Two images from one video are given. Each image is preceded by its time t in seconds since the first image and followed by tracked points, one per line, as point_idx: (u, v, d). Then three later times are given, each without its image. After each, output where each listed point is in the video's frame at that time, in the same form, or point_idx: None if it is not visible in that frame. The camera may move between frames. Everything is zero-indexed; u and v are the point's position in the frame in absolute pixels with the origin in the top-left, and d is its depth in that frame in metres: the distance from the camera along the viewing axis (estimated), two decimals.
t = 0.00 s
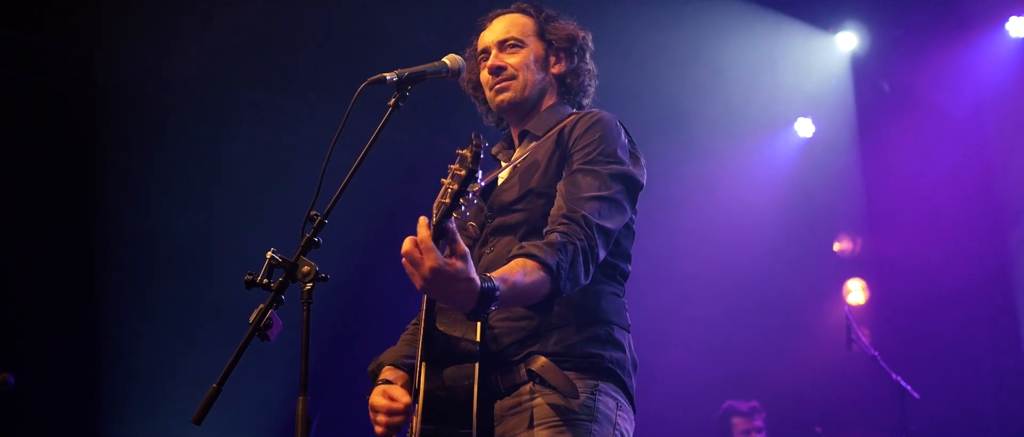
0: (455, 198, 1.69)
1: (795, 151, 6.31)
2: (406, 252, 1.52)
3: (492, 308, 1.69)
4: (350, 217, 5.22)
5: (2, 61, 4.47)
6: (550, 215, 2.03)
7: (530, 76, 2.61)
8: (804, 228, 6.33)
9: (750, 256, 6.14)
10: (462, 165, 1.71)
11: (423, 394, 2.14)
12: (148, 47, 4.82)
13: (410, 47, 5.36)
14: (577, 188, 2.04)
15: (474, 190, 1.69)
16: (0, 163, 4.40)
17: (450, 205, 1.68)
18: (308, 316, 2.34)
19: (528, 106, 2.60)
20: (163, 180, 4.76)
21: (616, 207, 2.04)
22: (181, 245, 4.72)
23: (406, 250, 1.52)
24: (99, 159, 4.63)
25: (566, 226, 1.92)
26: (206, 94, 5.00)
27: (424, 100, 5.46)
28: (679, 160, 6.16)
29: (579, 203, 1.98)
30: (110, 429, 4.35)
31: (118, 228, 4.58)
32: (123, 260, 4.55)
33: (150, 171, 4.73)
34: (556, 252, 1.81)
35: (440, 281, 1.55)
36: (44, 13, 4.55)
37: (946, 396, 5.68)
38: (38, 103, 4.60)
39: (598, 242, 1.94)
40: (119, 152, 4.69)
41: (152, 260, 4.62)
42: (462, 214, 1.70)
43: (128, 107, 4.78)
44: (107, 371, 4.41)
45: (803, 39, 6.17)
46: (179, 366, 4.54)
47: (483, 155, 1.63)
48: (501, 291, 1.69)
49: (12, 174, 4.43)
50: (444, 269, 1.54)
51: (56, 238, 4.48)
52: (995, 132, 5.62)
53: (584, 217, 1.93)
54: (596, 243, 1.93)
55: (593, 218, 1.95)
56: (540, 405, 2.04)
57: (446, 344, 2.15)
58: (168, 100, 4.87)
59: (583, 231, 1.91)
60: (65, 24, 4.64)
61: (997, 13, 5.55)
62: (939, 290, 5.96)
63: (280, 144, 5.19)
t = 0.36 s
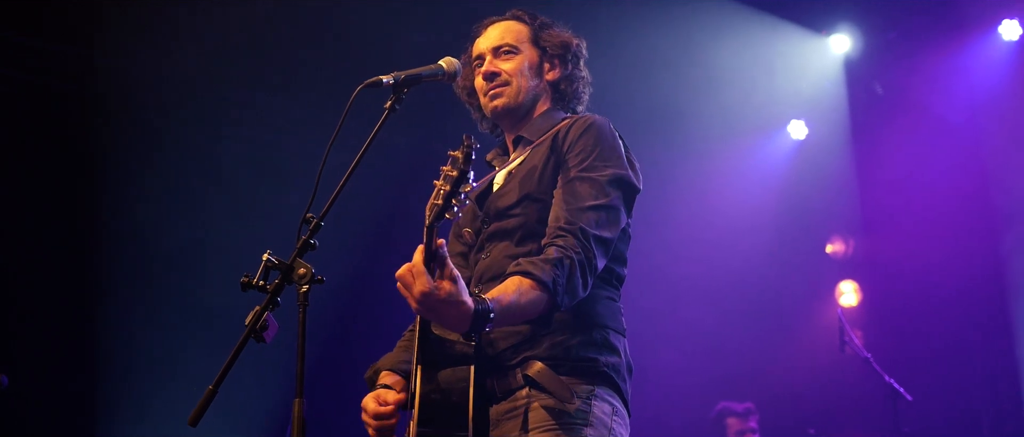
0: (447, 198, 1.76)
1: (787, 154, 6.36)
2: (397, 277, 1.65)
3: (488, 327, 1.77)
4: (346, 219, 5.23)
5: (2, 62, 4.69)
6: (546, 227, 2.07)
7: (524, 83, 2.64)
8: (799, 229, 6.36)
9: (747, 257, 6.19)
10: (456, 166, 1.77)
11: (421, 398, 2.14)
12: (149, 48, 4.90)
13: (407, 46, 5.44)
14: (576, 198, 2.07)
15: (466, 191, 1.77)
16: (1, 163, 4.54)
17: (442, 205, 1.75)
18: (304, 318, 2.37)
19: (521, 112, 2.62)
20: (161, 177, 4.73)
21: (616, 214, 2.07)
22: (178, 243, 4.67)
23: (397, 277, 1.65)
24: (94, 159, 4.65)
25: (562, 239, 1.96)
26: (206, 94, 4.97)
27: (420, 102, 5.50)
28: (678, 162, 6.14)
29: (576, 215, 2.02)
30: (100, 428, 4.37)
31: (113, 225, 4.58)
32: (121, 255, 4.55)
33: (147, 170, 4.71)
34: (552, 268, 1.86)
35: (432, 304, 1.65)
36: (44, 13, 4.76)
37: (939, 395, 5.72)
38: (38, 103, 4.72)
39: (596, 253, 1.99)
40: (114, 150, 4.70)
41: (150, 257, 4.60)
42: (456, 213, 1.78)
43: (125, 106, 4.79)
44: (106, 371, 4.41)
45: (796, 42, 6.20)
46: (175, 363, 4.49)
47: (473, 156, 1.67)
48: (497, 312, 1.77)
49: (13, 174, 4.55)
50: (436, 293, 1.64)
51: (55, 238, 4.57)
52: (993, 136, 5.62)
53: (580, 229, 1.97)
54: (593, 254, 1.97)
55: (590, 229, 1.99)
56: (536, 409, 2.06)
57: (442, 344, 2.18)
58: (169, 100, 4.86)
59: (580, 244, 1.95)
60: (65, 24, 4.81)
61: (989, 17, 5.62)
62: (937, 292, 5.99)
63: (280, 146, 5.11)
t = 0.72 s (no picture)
0: (451, 203, 1.79)
1: (784, 154, 6.41)
2: (402, 277, 1.68)
3: (490, 332, 1.80)
4: (346, 221, 5.26)
5: (2, 61, 4.69)
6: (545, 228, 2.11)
7: (521, 83, 2.67)
8: (793, 230, 6.40)
9: (746, 258, 6.23)
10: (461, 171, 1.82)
11: (421, 400, 2.17)
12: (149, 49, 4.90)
13: (405, 52, 5.45)
14: (574, 199, 2.10)
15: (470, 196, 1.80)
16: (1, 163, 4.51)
17: (447, 209, 1.78)
18: (305, 319, 2.40)
19: (519, 113, 2.64)
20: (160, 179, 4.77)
21: (613, 217, 2.11)
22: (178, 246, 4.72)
23: (402, 277, 1.68)
24: (86, 160, 4.66)
25: (559, 241, 1.99)
26: (205, 94, 4.98)
27: (419, 105, 5.53)
28: (679, 162, 6.18)
29: (573, 217, 2.06)
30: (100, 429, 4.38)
31: (111, 226, 4.61)
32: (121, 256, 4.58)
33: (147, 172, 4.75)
34: (551, 271, 1.90)
35: (434, 306, 1.68)
36: (44, 13, 4.76)
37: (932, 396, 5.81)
38: (37, 103, 4.73)
39: (592, 256, 2.02)
40: (112, 151, 4.70)
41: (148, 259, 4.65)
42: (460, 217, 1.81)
43: (125, 107, 4.80)
44: (106, 373, 4.43)
45: (789, 43, 6.23)
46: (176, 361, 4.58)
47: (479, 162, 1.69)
48: (499, 316, 1.80)
49: (12, 174, 4.53)
50: (439, 296, 1.67)
51: (55, 238, 4.55)
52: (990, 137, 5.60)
53: (577, 230, 2.01)
54: (589, 256, 2.01)
55: (587, 231, 2.03)
56: (535, 412, 2.09)
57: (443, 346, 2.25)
58: (169, 101, 4.88)
59: (577, 246, 1.99)
60: (65, 24, 4.83)
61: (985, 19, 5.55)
62: (934, 295, 6.06)
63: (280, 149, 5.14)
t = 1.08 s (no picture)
0: (446, 204, 1.83)
1: (777, 154, 6.42)
2: (397, 278, 1.66)
3: (484, 330, 1.81)
4: (340, 220, 5.25)
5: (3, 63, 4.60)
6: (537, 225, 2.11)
7: (509, 79, 2.67)
8: (786, 230, 6.40)
9: (741, 257, 6.25)
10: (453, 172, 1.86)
11: (415, 399, 2.22)
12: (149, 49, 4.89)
13: (398, 53, 5.58)
14: (567, 195, 2.11)
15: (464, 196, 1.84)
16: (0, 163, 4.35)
17: (442, 209, 1.82)
18: (298, 318, 2.41)
19: (507, 108, 2.65)
20: (158, 179, 4.70)
21: (606, 213, 2.12)
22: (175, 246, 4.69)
23: (395, 277, 1.66)
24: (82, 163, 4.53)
25: (553, 238, 2.00)
26: (199, 91, 4.94)
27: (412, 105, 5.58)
28: (675, 162, 6.16)
29: (567, 213, 2.06)
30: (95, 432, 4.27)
31: (106, 226, 4.51)
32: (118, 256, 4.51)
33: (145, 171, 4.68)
34: (545, 268, 1.90)
35: (429, 306, 1.68)
36: (44, 13, 4.72)
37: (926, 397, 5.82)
38: (38, 102, 4.58)
39: (586, 252, 2.03)
40: (111, 154, 4.60)
41: (146, 260, 4.58)
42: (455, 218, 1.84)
43: (124, 108, 4.73)
44: (102, 374, 4.31)
45: (783, 42, 6.35)
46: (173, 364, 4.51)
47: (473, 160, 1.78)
48: (493, 314, 1.81)
49: (12, 174, 4.37)
50: (433, 296, 1.66)
51: (57, 239, 4.39)
52: (985, 137, 5.59)
53: (571, 227, 2.02)
54: (583, 252, 2.01)
55: (581, 227, 2.03)
56: (529, 410, 2.10)
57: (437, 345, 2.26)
58: (167, 101, 4.83)
59: (571, 243, 1.99)
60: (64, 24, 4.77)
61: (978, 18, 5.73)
62: (929, 296, 6.08)
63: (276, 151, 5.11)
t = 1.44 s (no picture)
0: (429, 213, 1.82)
1: (771, 157, 6.39)
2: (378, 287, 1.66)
3: (470, 337, 1.78)
4: (331, 224, 5.19)
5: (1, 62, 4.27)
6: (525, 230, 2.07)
7: (491, 78, 2.67)
8: (782, 233, 6.37)
9: (735, 262, 6.23)
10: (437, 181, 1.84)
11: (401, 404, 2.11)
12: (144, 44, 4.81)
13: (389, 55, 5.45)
14: (556, 200, 2.08)
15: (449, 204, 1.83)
16: None
17: (425, 218, 1.81)
18: (288, 322, 2.39)
19: (487, 106, 2.66)
20: (149, 179, 4.60)
21: (596, 218, 2.09)
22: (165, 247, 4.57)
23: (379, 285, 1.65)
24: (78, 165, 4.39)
25: (541, 243, 1.96)
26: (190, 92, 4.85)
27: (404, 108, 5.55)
28: (669, 167, 6.16)
29: (555, 218, 2.03)
30: None
31: (98, 227, 4.37)
32: (110, 258, 4.38)
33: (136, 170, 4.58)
34: (531, 275, 1.87)
35: (413, 313, 1.66)
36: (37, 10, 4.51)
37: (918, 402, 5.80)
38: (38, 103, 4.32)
39: (574, 258, 2.00)
40: (110, 157, 4.51)
41: (136, 262, 4.47)
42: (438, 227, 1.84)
43: (118, 108, 4.61)
44: (88, 381, 4.16)
45: (777, 47, 6.41)
46: (159, 369, 4.40)
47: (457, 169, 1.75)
48: (478, 321, 1.78)
49: (12, 174, 4.09)
50: (417, 303, 1.65)
51: (56, 240, 4.19)
52: (977, 142, 5.68)
53: (560, 232, 1.98)
54: (571, 258, 1.98)
55: (569, 233, 2.00)
56: (515, 415, 2.06)
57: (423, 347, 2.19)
58: (160, 100, 4.75)
59: (559, 249, 1.96)
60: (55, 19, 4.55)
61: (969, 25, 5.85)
62: (925, 299, 6.00)
63: (263, 152, 4.98)
